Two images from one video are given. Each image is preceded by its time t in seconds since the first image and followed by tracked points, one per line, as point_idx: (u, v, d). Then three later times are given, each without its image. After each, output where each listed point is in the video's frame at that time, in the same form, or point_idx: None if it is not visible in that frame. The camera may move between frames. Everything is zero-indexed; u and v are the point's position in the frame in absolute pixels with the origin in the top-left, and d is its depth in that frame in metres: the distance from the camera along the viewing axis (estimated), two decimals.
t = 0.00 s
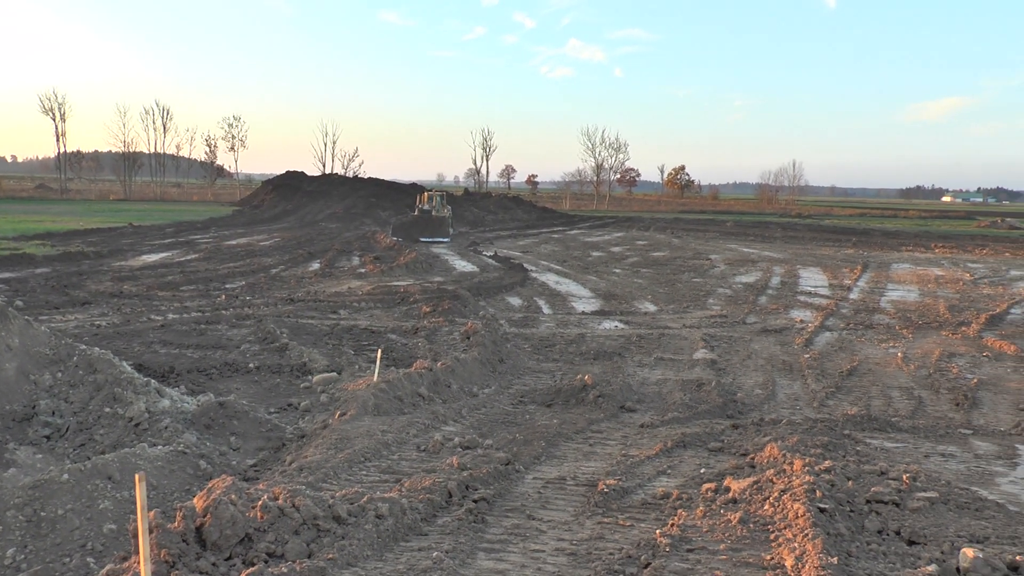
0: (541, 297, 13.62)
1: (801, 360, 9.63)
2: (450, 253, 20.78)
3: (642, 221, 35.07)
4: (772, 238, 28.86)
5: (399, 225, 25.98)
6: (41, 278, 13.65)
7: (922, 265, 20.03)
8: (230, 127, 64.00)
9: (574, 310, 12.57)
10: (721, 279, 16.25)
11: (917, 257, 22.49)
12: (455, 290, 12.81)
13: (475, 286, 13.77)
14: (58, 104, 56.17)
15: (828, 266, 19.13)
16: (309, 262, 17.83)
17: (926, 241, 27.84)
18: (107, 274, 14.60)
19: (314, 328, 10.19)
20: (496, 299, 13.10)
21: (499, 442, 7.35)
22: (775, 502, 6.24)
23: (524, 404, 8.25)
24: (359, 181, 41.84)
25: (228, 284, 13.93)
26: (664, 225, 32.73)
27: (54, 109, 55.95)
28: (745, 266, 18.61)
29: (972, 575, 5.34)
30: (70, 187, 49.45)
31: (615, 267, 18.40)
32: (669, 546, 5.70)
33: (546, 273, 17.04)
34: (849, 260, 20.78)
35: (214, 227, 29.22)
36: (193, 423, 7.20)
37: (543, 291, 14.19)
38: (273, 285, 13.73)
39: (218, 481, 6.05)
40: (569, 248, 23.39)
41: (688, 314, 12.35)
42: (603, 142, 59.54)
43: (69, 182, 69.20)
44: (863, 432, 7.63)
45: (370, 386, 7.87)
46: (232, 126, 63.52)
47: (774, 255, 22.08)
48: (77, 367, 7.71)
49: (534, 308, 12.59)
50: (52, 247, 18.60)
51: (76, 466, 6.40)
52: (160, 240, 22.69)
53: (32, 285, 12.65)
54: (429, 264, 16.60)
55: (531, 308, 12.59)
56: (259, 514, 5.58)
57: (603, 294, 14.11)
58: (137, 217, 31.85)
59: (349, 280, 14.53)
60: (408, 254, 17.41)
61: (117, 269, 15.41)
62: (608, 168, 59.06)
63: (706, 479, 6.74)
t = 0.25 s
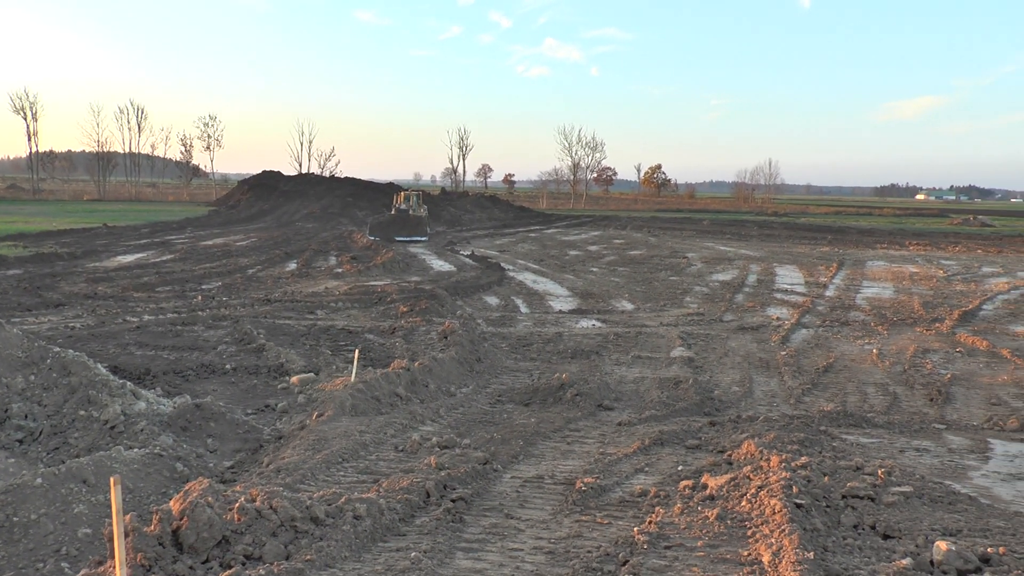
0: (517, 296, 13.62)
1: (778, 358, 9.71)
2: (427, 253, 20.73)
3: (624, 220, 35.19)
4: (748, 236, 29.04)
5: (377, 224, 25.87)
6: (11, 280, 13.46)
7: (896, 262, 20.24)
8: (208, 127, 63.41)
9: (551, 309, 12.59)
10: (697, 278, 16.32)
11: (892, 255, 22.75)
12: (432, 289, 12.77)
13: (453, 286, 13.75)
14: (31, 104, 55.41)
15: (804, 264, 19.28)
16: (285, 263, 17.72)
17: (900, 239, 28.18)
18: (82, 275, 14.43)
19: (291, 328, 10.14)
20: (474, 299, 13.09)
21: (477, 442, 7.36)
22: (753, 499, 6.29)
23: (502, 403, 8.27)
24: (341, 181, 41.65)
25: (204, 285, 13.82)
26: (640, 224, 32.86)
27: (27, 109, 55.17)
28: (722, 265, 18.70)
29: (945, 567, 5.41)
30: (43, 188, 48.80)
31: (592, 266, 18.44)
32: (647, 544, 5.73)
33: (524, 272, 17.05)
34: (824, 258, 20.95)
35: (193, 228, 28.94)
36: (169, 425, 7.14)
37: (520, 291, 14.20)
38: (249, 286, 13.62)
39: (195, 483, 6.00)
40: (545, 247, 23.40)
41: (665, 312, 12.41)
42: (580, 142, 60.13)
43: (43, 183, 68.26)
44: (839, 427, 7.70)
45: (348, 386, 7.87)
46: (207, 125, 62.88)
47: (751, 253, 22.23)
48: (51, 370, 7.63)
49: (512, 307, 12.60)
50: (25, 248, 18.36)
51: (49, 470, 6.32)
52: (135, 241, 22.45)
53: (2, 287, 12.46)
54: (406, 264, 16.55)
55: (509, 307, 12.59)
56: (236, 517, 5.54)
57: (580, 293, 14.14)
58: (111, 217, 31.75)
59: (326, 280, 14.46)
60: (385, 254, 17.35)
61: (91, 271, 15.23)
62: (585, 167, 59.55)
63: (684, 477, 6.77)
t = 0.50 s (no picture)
0: (496, 296, 13.62)
1: (756, 356, 9.78)
2: (405, 253, 20.68)
3: (607, 220, 35.30)
4: (728, 235, 29.15)
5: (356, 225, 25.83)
6: None
7: (874, 261, 20.41)
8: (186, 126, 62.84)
9: (529, 309, 12.61)
10: (676, 277, 16.38)
11: (869, 254, 22.97)
12: (410, 289, 12.74)
13: (431, 286, 13.73)
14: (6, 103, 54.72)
15: (781, 264, 19.40)
16: (262, 263, 17.62)
17: (877, 238, 28.46)
18: (57, 277, 14.28)
19: (269, 329, 10.10)
20: (452, 299, 13.08)
21: (456, 442, 7.38)
22: (730, 497, 6.33)
23: (481, 404, 8.28)
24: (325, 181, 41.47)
25: (181, 286, 13.72)
26: (619, 224, 32.97)
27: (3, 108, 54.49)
28: (700, 264, 18.78)
29: (920, 563, 5.48)
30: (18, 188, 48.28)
31: (570, 266, 18.46)
32: (625, 542, 5.76)
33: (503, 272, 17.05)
34: (802, 257, 21.08)
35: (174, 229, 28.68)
36: (147, 427, 7.08)
37: (499, 291, 14.20)
38: (227, 287, 13.54)
39: (172, 486, 5.95)
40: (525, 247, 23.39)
41: (644, 311, 12.46)
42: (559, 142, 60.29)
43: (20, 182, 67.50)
44: (817, 425, 7.77)
45: (326, 387, 7.87)
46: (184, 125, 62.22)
47: (729, 252, 22.34)
48: (26, 373, 7.57)
49: (490, 307, 12.61)
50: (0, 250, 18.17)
51: (24, 474, 6.26)
52: (111, 242, 22.25)
53: None
54: (385, 265, 16.51)
55: (487, 307, 12.60)
56: (214, 519, 5.51)
57: (558, 293, 14.17)
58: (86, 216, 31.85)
59: (304, 281, 14.39)
60: (364, 254, 17.28)
61: (67, 272, 15.08)
62: (564, 168, 59.47)
63: (662, 475, 6.81)
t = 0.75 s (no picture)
0: (472, 297, 13.64)
1: (731, 356, 9.86)
2: (380, 253, 20.64)
3: (588, 220, 35.42)
4: (703, 236, 29.35)
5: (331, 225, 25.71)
6: None
7: (846, 261, 20.64)
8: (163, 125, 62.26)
9: (505, 309, 12.63)
10: (651, 277, 16.47)
11: (843, 254, 23.23)
12: (386, 289, 12.73)
13: (407, 286, 13.70)
14: None
15: (755, 264, 19.58)
16: (237, 264, 17.49)
17: (850, 238, 28.80)
18: (27, 278, 14.09)
19: (244, 330, 10.04)
20: (428, 299, 13.07)
21: (431, 442, 7.39)
22: (704, 495, 6.37)
23: (456, 404, 8.29)
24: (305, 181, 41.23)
25: (154, 287, 13.60)
26: (596, 224, 33.10)
27: None
28: (675, 265, 18.88)
29: (891, 559, 5.56)
30: None
31: (546, 266, 18.52)
32: (599, 541, 5.78)
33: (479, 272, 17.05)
34: (776, 257, 21.28)
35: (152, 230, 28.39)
36: (119, 430, 7.02)
37: (474, 291, 14.22)
38: (202, 288, 13.43)
39: (144, 488, 5.90)
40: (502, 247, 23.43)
41: (619, 312, 12.52)
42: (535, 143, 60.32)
43: None
44: (790, 424, 7.84)
45: (301, 389, 7.86)
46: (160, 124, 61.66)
47: (703, 252, 22.51)
48: None
49: (465, 307, 12.62)
50: None
51: None
52: (82, 242, 21.99)
53: None
54: (360, 265, 16.46)
55: (463, 308, 12.62)
56: (188, 522, 5.46)
57: (534, 293, 14.21)
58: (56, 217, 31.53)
59: (279, 281, 14.31)
60: (340, 255, 17.20)
61: (37, 273, 14.88)
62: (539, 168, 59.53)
63: (636, 474, 6.84)
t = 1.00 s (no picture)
0: (449, 297, 13.63)
1: (707, 356, 9.94)
2: (357, 253, 20.59)
3: (570, 220, 35.54)
4: (670, 236, 29.76)
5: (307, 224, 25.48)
6: None
7: (822, 262, 20.83)
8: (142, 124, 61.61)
9: (482, 309, 12.64)
10: (627, 278, 16.54)
11: (819, 255, 23.45)
12: (363, 290, 12.70)
13: (383, 286, 13.67)
14: None
15: (731, 264, 19.71)
16: (212, 264, 17.36)
17: (824, 238, 29.12)
18: None
19: (220, 330, 9.99)
20: (405, 299, 13.06)
21: (407, 443, 7.39)
22: (680, 494, 6.41)
23: (433, 405, 8.30)
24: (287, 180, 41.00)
25: (129, 287, 13.47)
26: (576, 225, 33.22)
27: None
28: (652, 265, 18.96)
29: (864, 556, 5.61)
30: None
31: (523, 267, 18.55)
32: (575, 541, 5.80)
33: (455, 273, 17.06)
34: (752, 258, 21.44)
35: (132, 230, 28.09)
36: (93, 431, 6.96)
37: (451, 291, 14.22)
38: (177, 288, 13.33)
39: (118, 490, 5.84)
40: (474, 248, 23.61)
41: (596, 312, 12.56)
42: (514, 143, 60.39)
43: None
44: (766, 423, 7.91)
45: (277, 390, 7.84)
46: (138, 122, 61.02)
47: (680, 253, 22.64)
48: None
49: (442, 308, 12.61)
50: None
51: None
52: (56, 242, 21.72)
53: None
54: (337, 265, 16.40)
55: (440, 308, 12.62)
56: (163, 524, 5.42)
57: (511, 293, 14.24)
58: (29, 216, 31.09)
59: (256, 282, 14.24)
60: (317, 255, 17.13)
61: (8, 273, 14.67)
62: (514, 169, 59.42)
63: (613, 474, 6.87)
